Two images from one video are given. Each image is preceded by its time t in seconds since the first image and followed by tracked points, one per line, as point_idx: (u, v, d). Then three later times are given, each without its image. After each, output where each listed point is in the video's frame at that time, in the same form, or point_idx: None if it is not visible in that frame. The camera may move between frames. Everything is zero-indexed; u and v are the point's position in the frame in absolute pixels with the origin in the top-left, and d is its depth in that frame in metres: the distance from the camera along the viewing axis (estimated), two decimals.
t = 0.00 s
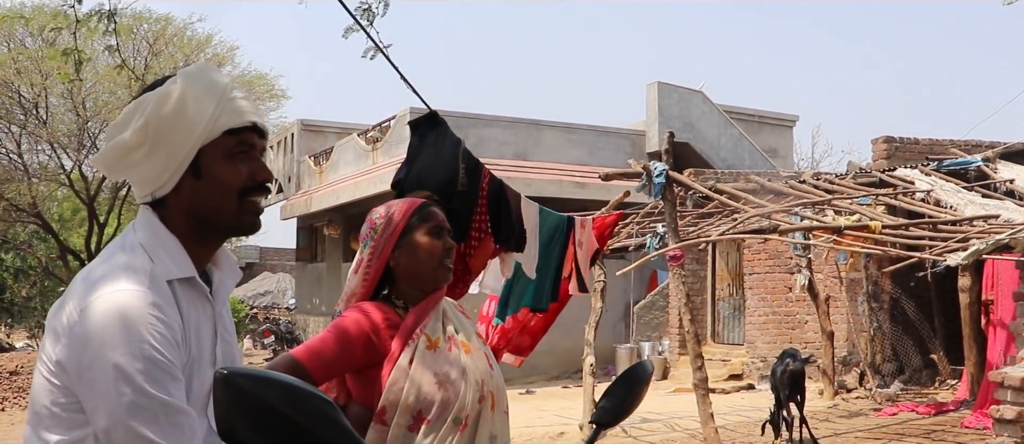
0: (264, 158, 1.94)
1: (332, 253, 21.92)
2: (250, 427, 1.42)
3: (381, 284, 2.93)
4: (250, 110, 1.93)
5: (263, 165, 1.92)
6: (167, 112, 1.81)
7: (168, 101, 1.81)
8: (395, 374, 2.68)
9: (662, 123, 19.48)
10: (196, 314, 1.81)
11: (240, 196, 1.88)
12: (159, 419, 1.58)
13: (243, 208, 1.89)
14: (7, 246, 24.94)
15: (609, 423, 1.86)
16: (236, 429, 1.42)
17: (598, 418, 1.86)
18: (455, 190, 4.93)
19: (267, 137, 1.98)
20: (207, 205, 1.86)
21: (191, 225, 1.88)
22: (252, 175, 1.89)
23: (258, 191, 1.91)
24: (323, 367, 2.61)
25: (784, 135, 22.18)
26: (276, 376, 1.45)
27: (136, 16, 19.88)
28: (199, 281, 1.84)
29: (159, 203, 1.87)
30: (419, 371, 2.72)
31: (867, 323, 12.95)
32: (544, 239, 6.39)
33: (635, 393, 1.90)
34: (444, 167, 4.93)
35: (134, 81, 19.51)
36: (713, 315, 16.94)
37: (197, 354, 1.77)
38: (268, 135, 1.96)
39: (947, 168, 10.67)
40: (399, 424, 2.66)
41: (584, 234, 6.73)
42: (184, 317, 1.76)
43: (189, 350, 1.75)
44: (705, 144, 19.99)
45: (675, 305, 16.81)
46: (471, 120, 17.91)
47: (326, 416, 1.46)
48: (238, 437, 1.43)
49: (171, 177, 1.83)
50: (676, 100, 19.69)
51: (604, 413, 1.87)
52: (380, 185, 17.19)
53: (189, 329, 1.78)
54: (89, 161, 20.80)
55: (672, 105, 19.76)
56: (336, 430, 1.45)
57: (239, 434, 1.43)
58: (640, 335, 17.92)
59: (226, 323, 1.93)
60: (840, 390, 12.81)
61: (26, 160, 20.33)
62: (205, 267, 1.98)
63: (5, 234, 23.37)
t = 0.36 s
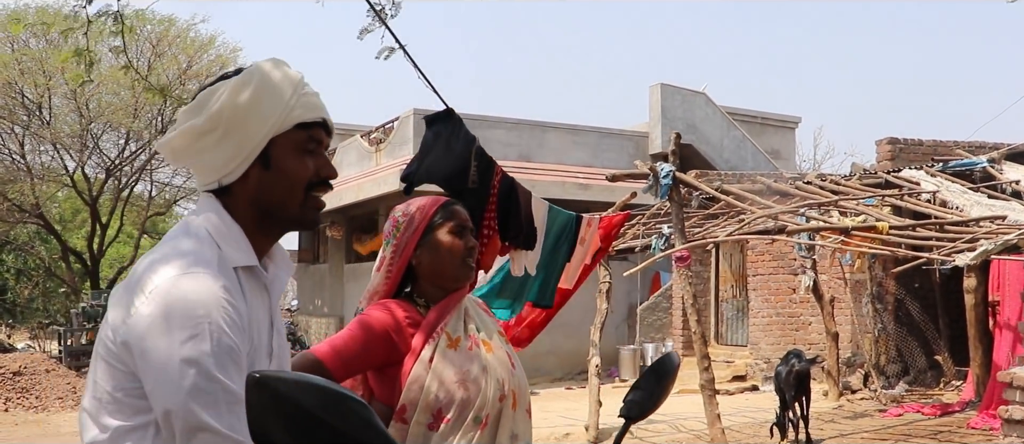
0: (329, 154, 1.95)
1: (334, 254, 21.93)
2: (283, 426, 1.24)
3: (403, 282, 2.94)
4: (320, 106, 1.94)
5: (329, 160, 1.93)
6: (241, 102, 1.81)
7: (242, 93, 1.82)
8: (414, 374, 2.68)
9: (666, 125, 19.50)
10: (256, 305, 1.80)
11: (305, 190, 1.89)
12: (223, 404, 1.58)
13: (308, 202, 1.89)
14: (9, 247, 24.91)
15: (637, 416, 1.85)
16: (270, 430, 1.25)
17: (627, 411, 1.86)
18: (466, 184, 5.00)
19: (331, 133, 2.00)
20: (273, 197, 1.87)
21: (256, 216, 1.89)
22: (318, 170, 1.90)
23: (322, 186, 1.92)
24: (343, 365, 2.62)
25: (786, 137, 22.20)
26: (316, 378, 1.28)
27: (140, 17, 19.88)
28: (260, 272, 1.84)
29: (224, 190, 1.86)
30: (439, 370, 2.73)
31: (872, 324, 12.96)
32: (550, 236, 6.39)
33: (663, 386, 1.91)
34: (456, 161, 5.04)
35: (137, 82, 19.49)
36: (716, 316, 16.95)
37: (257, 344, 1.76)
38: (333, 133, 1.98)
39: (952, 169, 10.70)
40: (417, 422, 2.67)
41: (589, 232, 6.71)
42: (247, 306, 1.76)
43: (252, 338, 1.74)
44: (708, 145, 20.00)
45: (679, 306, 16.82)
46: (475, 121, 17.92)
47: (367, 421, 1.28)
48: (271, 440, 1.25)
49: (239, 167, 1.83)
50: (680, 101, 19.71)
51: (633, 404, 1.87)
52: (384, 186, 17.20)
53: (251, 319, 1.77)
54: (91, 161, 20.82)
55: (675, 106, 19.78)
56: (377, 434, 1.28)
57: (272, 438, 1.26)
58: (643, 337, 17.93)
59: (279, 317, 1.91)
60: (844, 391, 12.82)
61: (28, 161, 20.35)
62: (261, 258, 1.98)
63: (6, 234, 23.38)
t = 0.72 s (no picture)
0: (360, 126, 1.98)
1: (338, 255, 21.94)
2: (332, 401, 1.32)
3: (424, 269, 2.97)
4: (349, 77, 1.96)
5: (360, 131, 1.96)
6: (272, 78, 1.85)
7: (271, 69, 1.86)
8: (437, 361, 2.71)
9: (670, 126, 19.53)
10: (295, 279, 1.83)
11: (339, 161, 1.92)
12: (264, 373, 1.58)
13: (341, 174, 1.92)
14: (13, 248, 24.91)
15: (669, 395, 1.93)
16: (318, 404, 1.32)
17: (658, 391, 1.93)
18: (474, 171, 5.61)
19: (362, 105, 2.02)
20: (307, 170, 1.90)
21: (291, 191, 1.92)
22: (350, 140, 1.92)
23: (355, 157, 1.94)
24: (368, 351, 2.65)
25: (790, 138, 22.22)
26: (364, 350, 1.35)
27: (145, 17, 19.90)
28: (296, 247, 1.87)
29: (259, 166, 1.89)
30: (460, 358, 2.75)
31: (877, 324, 12.98)
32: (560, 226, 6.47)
33: (695, 364, 1.95)
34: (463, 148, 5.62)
35: (142, 83, 19.51)
36: (721, 316, 16.97)
37: (298, 319, 1.77)
38: (363, 104, 2.00)
39: (958, 168, 10.74)
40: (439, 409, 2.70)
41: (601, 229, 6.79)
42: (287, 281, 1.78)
43: (291, 311, 1.76)
44: (712, 146, 20.03)
45: (684, 306, 16.84)
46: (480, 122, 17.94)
47: (410, 390, 1.36)
48: (323, 417, 1.33)
49: (272, 142, 1.86)
50: (684, 102, 19.74)
51: (664, 382, 1.94)
52: (389, 186, 17.22)
53: (292, 293, 1.79)
54: (95, 162, 20.80)
55: (680, 107, 19.81)
56: (423, 405, 1.36)
57: (322, 414, 1.33)
58: (648, 337, 17.93)
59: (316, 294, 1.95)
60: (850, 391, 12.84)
61: (33, 162, 20.34)
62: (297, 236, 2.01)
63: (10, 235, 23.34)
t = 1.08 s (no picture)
0: (371, 122, 1.98)
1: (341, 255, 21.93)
2: (349, 375, 1.40)
3: (432, 262, 2.99)
4: (361, 72, 1.97)
5: (371, 126, 1.96)
6: (282, 72, 1.86)
7: (282, 65, 1.86)
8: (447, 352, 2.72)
9: (673, 126, 19.55)
10: (300, 273, 1.83)
11: (350, 155, 1.92)
12: (263, 362, 1.58)
13: (350, 169, 1.92)
14: (17, 247, 24.93)
15: (679, 381, 1.96)
16: (335, 377, 1.41)
17: (667, 377, 1.97)
18: (476, 163, 5.66)
19: (375, 102, 2.02)
20: (317, 164, 1.91)
21: (299, 184, 1.92)
22: (360, 135, 1.92)
23: (365, 151, 1.94)
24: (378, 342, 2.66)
25: (794, 138, 22.22)
26: (380, 329, 1.44)
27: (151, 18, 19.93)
28: (304, 241, 1.87)
29: (270, 159, 1.91)
30: (471, 350, 2.77)
31: (881, 324, 12.97)
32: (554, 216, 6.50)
33: (703, 354, 2.00)
34: (467, 140, 5.67)
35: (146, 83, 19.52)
36: (725, 316, 16.98)
37: (298, 311, 1.76)
38: (375, 100, 2.00)
39: (962, 168, 10.75)
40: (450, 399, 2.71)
41: (600, 223, 6.85)
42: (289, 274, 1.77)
43: (293, 304, 1.75)
44: (715, 146, 20.05)
45: (688, 306, 16.84)
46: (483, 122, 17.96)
47: (425, 368, 1.44)
48: (343, 393, 1.41)
49: (281, 136, 1.87)
50: (688, 103, 19.75)
51: (673, 371, 1.97)
52: (392, 186, 17.22)
53: (294, 286, 1.78)
54: (99, 162, 20.82)
55: (683, 107, 19.82)
56: (438, 383, 1.44)
57: (343, 389, 1.41)
58: (651, 337, 17.93)
59: (326, 284, 1.96)
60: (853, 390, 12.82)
61: (37, 162, 20.37)
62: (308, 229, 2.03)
63: (14, 234, 23.38)
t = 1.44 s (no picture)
0: (364, 116, 1.98)
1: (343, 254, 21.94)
2: (350, 359, 1.46)
3: (429, 257, 3.01)
4: (352, 67, 1.97)
5: (363, 120, 1.96)
6: (273, 67, 1.87)
7: (272, 60, 1.87)
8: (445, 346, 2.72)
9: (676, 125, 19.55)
10: (295, 267, 1.83)
11: (342, 149, 1.92)
12: (254, 352, 1.58)
13: (343, 162, 1.92)
14: (19, 246, 24.96)
15: (681, 374, 1.97)
16: (340, 367, 1.46)
17: (668, 369, 1.98)
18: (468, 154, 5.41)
19: (368, 97, 2.02)
20: (309, 158, 1.91)
21: (291, 178, 1.93)
22: (351, 128, 1.92)
23: (357, 145, 1.94)
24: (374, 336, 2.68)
25: (796, 138, 22.25)
26: (380, 316, 1.48)
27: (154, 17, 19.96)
28: (298, 235, 1.87)
29: (264, 154, 1.92)
30: (468, 344, 2.77)
31: (882, 323, 12.97)
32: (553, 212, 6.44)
33: (704, 348, 2.02)
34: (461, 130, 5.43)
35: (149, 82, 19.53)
36: (726, 315, 16.99)
37: (290, 304, 1.77)
38: (368, 95, 2.00)
39: (963, 167, 10.75)
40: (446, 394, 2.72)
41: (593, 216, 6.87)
42: (281, 266, 1.78)
43: (286, 297, 1.76)
44: (717, 146, 20.05)
45: (689, 305, 16.85)
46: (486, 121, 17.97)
47: (427, 355, 1.47)
48: (347, 379, 1.46)
49: (273, 130, 1.88)
50: (690, 102, 19.76)
51: (675, 364, 1.98)
52: (394, 185, 17.23)
53: (289, 279, 1.79)
54: (101, 161, 20.86)
55: (685, 107, 19.83)
56: (441, 369, 1.48)
57: (347, 376, 1.47)
58: (653, 337, 17.94)
59: (323, 278, 1.96)
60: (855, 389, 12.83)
61: (39, 161, 20.40)
62: (304, 226, 2.04)
63: (16, 233, 23.41)
